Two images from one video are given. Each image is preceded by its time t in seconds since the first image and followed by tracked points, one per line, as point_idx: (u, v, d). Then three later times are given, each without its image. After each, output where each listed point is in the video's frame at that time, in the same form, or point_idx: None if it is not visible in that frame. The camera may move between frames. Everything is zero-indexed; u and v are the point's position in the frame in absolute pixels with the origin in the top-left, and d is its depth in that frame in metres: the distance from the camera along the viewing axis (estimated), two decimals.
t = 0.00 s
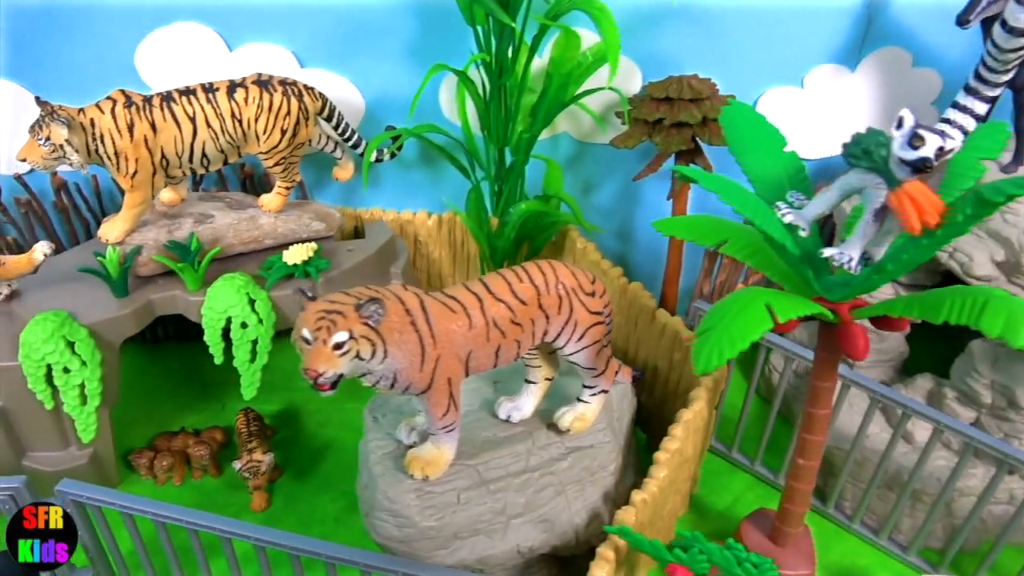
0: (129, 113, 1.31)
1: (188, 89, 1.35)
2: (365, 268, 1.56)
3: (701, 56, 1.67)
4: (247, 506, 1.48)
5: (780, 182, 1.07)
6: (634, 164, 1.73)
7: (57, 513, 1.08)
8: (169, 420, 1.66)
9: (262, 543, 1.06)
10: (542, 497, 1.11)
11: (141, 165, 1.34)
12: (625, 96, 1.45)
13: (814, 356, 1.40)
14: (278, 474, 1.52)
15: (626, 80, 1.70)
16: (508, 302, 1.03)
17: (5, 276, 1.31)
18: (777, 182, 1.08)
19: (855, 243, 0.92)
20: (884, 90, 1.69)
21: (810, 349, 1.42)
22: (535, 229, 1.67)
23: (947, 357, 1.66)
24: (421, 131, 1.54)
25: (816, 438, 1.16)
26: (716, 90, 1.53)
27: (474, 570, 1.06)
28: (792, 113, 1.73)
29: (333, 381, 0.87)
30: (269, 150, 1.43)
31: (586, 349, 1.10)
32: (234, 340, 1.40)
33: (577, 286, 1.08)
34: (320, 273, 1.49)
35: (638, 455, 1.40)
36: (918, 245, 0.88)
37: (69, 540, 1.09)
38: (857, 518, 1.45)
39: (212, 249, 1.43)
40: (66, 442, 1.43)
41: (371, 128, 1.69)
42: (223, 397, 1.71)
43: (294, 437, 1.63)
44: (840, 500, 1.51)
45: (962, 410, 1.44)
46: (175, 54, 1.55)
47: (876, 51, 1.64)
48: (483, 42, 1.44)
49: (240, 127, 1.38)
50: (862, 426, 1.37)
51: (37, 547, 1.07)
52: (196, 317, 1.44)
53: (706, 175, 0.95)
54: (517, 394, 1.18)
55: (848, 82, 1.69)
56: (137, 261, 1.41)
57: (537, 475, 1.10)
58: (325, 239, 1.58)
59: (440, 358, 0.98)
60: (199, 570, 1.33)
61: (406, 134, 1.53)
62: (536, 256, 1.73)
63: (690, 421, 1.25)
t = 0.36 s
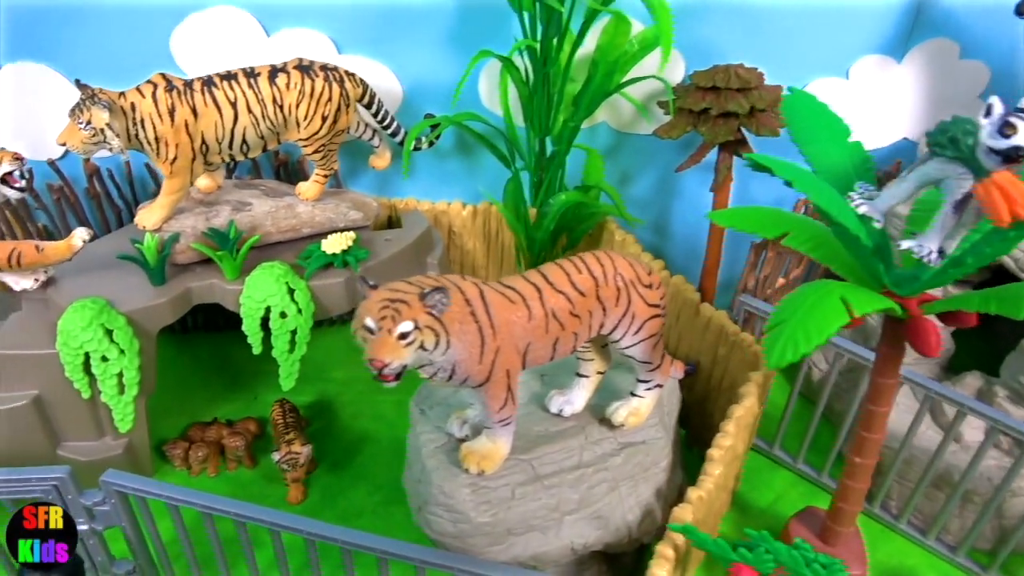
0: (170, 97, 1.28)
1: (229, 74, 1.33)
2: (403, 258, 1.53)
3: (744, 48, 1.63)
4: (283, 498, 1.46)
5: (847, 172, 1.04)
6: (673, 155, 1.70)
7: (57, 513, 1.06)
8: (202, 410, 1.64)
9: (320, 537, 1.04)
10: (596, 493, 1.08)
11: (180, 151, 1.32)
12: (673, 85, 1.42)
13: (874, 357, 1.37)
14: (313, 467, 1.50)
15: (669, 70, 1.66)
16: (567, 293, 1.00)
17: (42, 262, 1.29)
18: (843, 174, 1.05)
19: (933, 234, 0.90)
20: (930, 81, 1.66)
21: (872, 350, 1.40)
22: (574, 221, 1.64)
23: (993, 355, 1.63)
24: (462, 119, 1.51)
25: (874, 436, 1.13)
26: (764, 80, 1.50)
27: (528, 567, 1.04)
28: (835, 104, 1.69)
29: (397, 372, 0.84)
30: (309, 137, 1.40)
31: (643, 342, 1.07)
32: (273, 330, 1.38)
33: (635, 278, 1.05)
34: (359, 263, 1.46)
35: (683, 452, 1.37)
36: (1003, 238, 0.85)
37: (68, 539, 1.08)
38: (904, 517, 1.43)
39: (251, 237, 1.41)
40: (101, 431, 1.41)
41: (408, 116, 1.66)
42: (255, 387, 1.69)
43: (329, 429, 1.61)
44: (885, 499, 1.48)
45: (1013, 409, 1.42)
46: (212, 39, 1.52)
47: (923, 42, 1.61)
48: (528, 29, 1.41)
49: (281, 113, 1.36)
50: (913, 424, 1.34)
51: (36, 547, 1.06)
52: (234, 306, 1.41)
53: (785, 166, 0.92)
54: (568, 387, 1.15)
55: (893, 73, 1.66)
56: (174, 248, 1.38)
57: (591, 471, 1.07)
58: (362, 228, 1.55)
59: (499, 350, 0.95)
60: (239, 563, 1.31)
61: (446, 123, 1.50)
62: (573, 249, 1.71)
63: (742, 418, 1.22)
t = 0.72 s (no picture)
0: (218, 93, 1.27)
1: (276, 70, 1.32)
2: (444, 258, 1.52)
3: (790, 50, 1.60)
4: (321, 497, 1.45)
5: (911, 177, 1.02)
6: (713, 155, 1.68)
7: (57, 513, 1.03)
8: (238, 407, 1.63)
9: (373, 541, 1.02)
10: (649, 500, 1.07)
11: (227, 148, 1.31)
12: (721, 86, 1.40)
13: (933, 369, 1.32)
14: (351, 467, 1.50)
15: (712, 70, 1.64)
16: (626, 297, 0.98)
17: (87, 258, 1.28)
18: (907, 176, 1.03)
19: (1009, 243, 0.87)
20: (977, 84, 1.63)
21: (932, 362, 1.35)
22: (614, 222, 1.62)
23: None
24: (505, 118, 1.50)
25: (930, 445, 1.11)
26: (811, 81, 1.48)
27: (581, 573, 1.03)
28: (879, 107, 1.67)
29: (464, 376, 0.83)
30: (354, 135, 1.39)
31: (699, 347, 1.06)
32: (315, 328, 1.37)
33: (693, 282, 1.03)
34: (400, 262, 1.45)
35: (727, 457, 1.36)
36: None
37: (69, 540, 1.05)
38: (949, 527, 1.40)
39: (294, 235, 1.40)
40: (141, 427, 1.41)
41: (449, 114, 1.65)
42: (291, 385, 1.69)
43: (365, 428, 1.61)
44: (929, 507, 1.46)
45: None
46: (255, 35, 1.52)
47: (972, 44, 1.58)
48: (575, 27, 1.39)
49: (326, 110, 1.35)
50: (963, 433, 1.31)
51: (36, 547, 1.05)
52: (276, 304, 1.41)
53: (857, 171, 0.89)
54: (619, 391, 1.14)
55: (939, 76, 1.63)
56: (217, 244, 1.38)
57: (644, 477, 1.06)
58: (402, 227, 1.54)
59: (560, 354, 0.94)
60: (280, 563, 1.31)
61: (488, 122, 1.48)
62: (611, 250, 1.69)
63: (793, 424, 1.20)
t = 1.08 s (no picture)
0: (267, 92, 1.27)
1: (324, 69, 1.32)
2: (484, 259, 1.52)
3: (834, 52, 1.59)
4: (361, 497, 1.45)
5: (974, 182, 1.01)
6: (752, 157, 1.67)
7: (57, 514, 1.02)
8: (275, 405, 1.63)
9: (429, 544, 1.02)
10: (702, 505, 1.06)
11: (273, 147, 1.31)
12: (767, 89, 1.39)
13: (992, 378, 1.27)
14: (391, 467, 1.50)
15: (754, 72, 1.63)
16: (685, 301, 0.97)
17: (134, 255, 1.28)
18: (969, 180, 1.01)
19: None
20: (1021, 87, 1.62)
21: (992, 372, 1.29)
22: (654, 224, 1.61)
23: None
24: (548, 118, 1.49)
25: (985, 453, 1.10)
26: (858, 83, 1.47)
27: None
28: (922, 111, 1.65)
29: (531, 380, 0.83)
30: (398, 135, 1.39)
31: (755, 352, 1.05)
32: (358, 328, 1.37)
33: (750, 286, 1.03)
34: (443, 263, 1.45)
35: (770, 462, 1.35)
36: None
37: (70, 541, 1.05)
38: (993, 535, 1.39)
39: (338, 234, 1.40)
40: (184, 425, 1.41)
41: (488, 115, 1.64)
42: (327, 384, 1.69)
43: (402, 428, 1.60)
44: (972, 515, 1.45)
45: None
46: (298, 34, 1.52)
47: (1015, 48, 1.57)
48: (621, 28, 1.39)
49: (373, 110, 1.35)
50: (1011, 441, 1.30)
51: (37, 547, 1.04)
52: (318, 303, 1.41)
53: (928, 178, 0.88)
54: (671, 396, 1.13)
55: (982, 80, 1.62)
56: (262, 243, 1.38)
57: (698, 482, 1.06)
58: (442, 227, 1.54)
59: (620, 358, 0.93)
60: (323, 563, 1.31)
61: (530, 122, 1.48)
62: (649, 252, 1.68)
63: (843, 430, 1.20)
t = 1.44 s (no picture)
0: (320, 89, 1.26)
1: (375, 65, 1.31)
2: (531, 256, 1.51)
3: (884, 48, 1.56)
4: (408, 495, 1.44)
5: None
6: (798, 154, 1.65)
7: (57, 513, 1.05)
8: (317, 403, 1.62)
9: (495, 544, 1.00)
10: (768, 506, 1.04)
11: (324, 143, 1.30)
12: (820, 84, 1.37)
13: None
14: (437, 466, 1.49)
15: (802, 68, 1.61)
16: (756, 299, 0.96)
17: (186, 253, 1.28)
18: None
19: None
20: None
21: None
22: (700, 222, 1.59)
23: None
24: (595, 115, 1.48)
25: None
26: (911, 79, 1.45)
27: None
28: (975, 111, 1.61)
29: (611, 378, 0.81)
30: (447, 131, 1.38)
31: (823, 351, 1.03)
32: (408, 326, 1.36)
33: (819, 284, 1.01)
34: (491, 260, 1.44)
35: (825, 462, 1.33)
36: None
37: (69, 540, 1.08)
38: None
39: (387, 231, 1.39)
40: (231, 422, 1.40)
41: (532, 111, 1.63)
42: (367, 382, 1.68)
43: (445, 428, 1.59)
44: None
45: None
46: (343, 31, 1.51)
47: None
48: (673, 22, 1.37)
49: (423, 106, 1.34)
50: None
51: (36, 547, 1.07)
52: (366, 301, 1.40)
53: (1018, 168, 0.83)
54: (733, 394, 1.11)
55: None
56: (310, 240, 1.37)
57: (764, 482, 1.04)
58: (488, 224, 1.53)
59: (693, 357, 0.92)
60: (372, 563, 1.30)
61: (578, 118, 1.46)
62: (693, 250, 1.67)
63: (906, 430, 1.18)
